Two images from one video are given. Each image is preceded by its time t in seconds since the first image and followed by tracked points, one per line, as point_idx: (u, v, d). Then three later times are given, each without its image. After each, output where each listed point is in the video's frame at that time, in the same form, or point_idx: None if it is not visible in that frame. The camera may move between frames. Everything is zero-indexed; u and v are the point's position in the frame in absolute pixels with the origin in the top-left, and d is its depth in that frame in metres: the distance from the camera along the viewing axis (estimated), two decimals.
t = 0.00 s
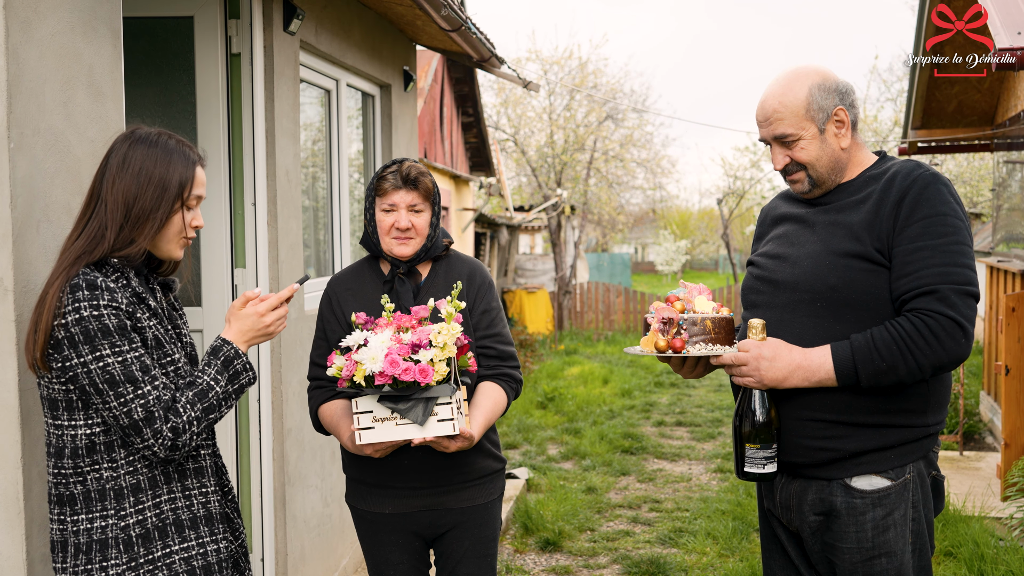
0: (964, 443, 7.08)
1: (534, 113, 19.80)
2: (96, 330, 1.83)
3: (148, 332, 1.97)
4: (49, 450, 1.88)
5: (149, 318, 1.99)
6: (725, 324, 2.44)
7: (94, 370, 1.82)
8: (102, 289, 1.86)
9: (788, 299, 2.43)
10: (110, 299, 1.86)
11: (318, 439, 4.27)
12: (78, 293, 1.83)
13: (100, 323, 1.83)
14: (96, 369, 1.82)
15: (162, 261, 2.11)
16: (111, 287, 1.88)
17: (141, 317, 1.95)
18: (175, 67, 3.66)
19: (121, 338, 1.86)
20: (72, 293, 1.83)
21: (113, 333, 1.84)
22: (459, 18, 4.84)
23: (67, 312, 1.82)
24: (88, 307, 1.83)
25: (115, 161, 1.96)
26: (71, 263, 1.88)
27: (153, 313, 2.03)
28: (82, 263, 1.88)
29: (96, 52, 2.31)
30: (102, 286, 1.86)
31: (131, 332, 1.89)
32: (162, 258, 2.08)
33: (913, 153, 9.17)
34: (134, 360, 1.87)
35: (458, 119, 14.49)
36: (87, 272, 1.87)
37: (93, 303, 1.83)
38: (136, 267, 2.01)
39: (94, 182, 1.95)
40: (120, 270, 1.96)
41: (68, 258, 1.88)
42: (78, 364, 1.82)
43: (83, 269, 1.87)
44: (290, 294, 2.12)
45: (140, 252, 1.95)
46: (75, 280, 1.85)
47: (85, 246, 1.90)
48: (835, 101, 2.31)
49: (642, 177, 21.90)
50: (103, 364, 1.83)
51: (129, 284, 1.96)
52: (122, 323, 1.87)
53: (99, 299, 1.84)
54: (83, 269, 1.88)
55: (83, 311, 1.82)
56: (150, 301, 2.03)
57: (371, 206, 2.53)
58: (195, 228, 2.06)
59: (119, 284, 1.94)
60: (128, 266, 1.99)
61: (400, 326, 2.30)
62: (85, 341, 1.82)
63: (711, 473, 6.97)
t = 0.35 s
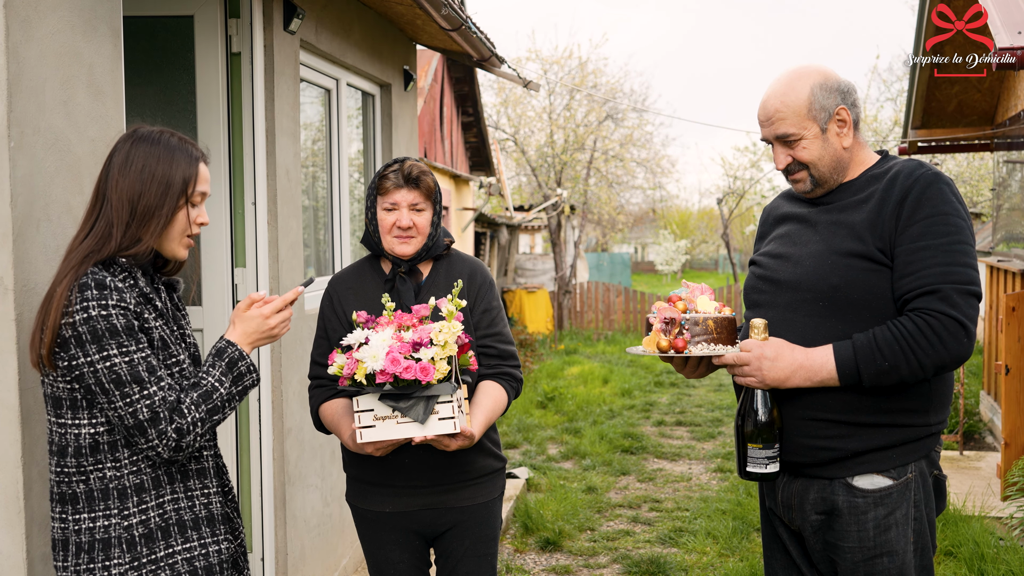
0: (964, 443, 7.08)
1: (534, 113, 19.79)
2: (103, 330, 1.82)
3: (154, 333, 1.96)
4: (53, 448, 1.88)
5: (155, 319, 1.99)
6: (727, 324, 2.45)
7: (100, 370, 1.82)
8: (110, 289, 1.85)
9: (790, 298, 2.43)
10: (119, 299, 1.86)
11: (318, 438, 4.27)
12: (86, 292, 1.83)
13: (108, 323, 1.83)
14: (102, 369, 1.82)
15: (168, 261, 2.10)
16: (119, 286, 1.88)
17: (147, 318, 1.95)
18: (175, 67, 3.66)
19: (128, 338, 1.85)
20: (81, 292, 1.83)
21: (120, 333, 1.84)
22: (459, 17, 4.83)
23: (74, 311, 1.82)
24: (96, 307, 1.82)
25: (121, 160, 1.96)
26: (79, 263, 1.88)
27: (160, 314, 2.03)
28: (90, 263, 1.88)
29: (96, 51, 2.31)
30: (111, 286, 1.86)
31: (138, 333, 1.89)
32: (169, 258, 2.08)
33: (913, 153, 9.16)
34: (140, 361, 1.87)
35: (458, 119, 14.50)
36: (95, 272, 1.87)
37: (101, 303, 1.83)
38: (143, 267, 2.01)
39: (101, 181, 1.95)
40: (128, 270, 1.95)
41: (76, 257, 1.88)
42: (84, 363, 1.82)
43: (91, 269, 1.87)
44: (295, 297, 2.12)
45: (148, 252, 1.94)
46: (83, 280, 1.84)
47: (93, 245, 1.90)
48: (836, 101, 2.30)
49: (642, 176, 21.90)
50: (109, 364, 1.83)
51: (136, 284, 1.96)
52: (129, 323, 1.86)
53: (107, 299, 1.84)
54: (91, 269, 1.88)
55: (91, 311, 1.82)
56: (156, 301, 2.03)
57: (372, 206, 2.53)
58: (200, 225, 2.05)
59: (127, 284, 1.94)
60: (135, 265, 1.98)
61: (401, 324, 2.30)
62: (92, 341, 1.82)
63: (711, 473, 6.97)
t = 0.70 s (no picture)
0: (964, 443, 7.07)
1: (534, 113, 19.80)
2: (104, 330, 1.82)
3: (154, 333, 1.96)
4: (56, 450, 1.88)
5: (154, 319, 1.99)
6: (728, 324, 2.45)
7: (102, 371, 1.82)
8: (109, 289, 1.85)
9: (791, 299, 2.43)
10: (117, 300, 1.86)
11: (319, 439, 4.27)
12: (85, 294, 1.83)
13: (108, 323, 1.83)
14: (104, 370, 1.82)
15: (164, 261, 2.10)
16: (117, 287, 1.88)
17: (146, 318, 1.95)
18: (175, 67, 3.66)
19: (128, 338, 1.85)
20: (80, 294, 1.83)
21: (120, 333, 1.84)
22: (459, 18, 4.83)
23: (74, 312, 1.82)
24: (95, 307, 1.82)
25: (117, 160, 1.95)
26: (77, 265, 1.88)
27: (158, 314, 2.03)
28: (87, 264, 1.88)
29: (97, 51, 2.31)
30: (109, 286, 1.86)
31: (138, 333, 1.89)
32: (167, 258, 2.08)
33: (913, 153, 9.16)
34: (141, 360, 1.86)
35: (458, 119, 14.50)
36: (92, 273, 1.87)
37: (100, 303, 1.83)
38: (141, 267, 2.01)
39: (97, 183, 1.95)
40: (125, 271, 1.95)
41: (73, 259, 1.88)
42: (85, 365, 1.82)
43: (88, 270, 1.87)
44: (296, 294, 2.12)
45: (143, 252, 1.95)
46: (81, 281, 1.84)
47: (88, 245, 1.90)
48: (837, 101, 2.30)
49: (641, 176, 21.91)
50: (110, 364, 1.82)
51: (133, 284, 1.96)
52: (129, 324, 1.86)
53: (106, 300, 1.84)
54: (88, 270, 1.87)
55: (91, 312, 1.82)
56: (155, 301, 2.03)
57: (374, 205, 2.53)
58: (196, 224, 2.05)
59: (125, 284, 1.94)
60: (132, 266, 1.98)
61: (402, 324, 2.30)
62: (93, 342, 1.82)
63: (711, 473, 6.98)
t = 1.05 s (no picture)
0: (964, 443, 7.08)
1: (534, 113, 19.80)
2: (103, 332, 1.82)
3: (154, 333, 1.97)
4: (59, 452, 1.88)
5: (154, 319, 1.99)
6: (728, 323, 2.45)
7: (102, 372, 1.82)
8: (107, 291, 1.86)
9: (792, 298, 2.43)
10: (116, 301, 1.86)
11: (319, 438, 4.27)
12: (84, 295, 1.83)
13: (107, 325, 1.83)
14: (104, 371, 1.82)
15: (163, 260, 2.10)
16: (116, 288, 1.88)
17: (146, 318, 1.95)
18: (175, 67, 3.66)
19: (128, 339, 1.85)
20: (78, 296, 1.83)
21: (120, 334, 1.84)
22: (459, 17, 4.83)
23: (73, 314, 1.82)
24: (94, 309, 1.83)
25: (115, 161, 1.95)
26: (76, 265, 1.88)
27: (158, 314, 2.03)
28: (87, 265, 1.89)
29: (98, 51, 2.31)
30: (108, 288, 1.86)
31: (137, 333, 1.89)
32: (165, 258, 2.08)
33: (912, 153, 9.16)
34: (141, 361, 1.86)
35: (458, 119, 14.51)
36: (91, 275, 1.87)
37: (98, 305, 1.83)
38: (140, 267, 2.02)
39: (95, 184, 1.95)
40: (124, 272, 1.96)
41: (72, 260, 1.89)
42: (86, 367, 1.82)
43: (87, 271, 1.87)
44: (296, 292, 2.13)
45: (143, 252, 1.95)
46: (80, 283, 1.85)
47: (89, 246, 1.90)
48: (838, 101, 2.30)
49: (641, 177, 21.91)
50: (111, 366, 1.82)
51: (133, 285, 1.97)
52: (129, 325, 1.86)
53: (105, 301, 1.84)
54: (87, 271, 1.88)
55: (90, 314, 1.82)
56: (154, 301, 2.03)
57: (375, 205, 2.53)
58: (195, 224, 2.06)
59: (124, 285, 1.94)
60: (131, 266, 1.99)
61: (403, 324, 2.30)
62: (93, 343, 1.82)
63: (711, 473, 6.98)
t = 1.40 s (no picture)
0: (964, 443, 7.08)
1: (534, 113, 19.80)
2: (111, 330, 1.83)
3: (160, 331, 1.97)
4: (63, 450, 1.88)
5: (159, 317, 1.99)
6: (729, 321, 2.45)
7: (110, 370, 1.82)
8: (116, 289, 1.86)
9: (793, 297, 2.43)
10: (124, 299, 1.86)
11: (319, 438, 4.27)
12: (93, 293, 1.83)
13: (116, 323, 1.83)
14: (112, 369, 1.83)
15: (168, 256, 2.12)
16: (124, 287, 1.88)
17: (153, 317, 1.95)
18: (176, 68, 3.67)
19: (136, 337, 1.86)
20: (87, 293, 1.83)
21: (128, 332, 1.85)
22: (459, 18, 4.83)
23: (81, 312, 1.82)
24: (103, 307, 1.83)
25: (111, 160, 1.95)
26: (85, 265, 1.88)
27: (164, 312, 2.03)
28: (95, 264, 1.88)
29: (98, 51, 2.31)
30: (116, 285, 1.86)
31: (145, 331, 1.89)
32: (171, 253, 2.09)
33: (913, 153, 9.16)
34: (149, 359, 1.87)
35: (458, 119, 14.51)
36: (100, 273, 1.87)
37: (107, 303, 1.83)
38: (147, 264, 2.02)
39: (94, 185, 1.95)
40: (132, 269, 1.96)
41: (81, 260, 1.89)
42: (93, 364, 1.82)
43: (97, 270, 1.88)
44: (300, 289, 2.13)
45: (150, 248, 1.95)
46: (89, 280, 1.85)
47: (97, 246, 1.90)
48: (842, 100, 2.30)
49: (641, 176, 21.92)
50: (118, 363, 1.83)
51: (140, 284, 1.97)
52: (136, 323, 1.87)
53: (113, 299, 1.85)
54: (95, 270, 1.88)
55: (98, 311, 1.82)
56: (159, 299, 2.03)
57: (376, 205, 2.53)
58: (196, 217, 2.06)
59: (132, 283, 1.94)
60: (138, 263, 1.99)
61: (404, 324, 2.30)
62: (100, 341, 1.82)
63: (711, 473, 6.98)
